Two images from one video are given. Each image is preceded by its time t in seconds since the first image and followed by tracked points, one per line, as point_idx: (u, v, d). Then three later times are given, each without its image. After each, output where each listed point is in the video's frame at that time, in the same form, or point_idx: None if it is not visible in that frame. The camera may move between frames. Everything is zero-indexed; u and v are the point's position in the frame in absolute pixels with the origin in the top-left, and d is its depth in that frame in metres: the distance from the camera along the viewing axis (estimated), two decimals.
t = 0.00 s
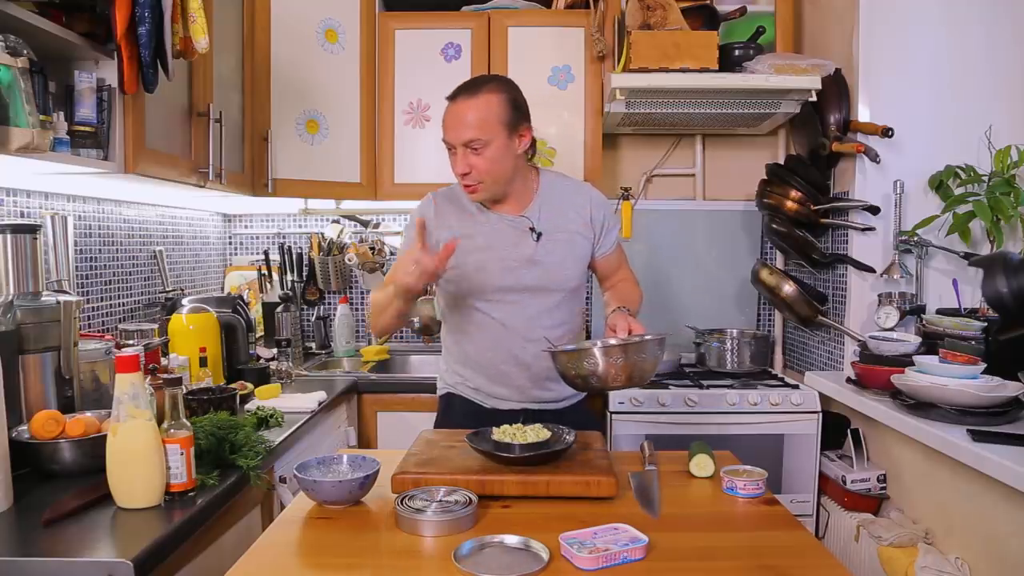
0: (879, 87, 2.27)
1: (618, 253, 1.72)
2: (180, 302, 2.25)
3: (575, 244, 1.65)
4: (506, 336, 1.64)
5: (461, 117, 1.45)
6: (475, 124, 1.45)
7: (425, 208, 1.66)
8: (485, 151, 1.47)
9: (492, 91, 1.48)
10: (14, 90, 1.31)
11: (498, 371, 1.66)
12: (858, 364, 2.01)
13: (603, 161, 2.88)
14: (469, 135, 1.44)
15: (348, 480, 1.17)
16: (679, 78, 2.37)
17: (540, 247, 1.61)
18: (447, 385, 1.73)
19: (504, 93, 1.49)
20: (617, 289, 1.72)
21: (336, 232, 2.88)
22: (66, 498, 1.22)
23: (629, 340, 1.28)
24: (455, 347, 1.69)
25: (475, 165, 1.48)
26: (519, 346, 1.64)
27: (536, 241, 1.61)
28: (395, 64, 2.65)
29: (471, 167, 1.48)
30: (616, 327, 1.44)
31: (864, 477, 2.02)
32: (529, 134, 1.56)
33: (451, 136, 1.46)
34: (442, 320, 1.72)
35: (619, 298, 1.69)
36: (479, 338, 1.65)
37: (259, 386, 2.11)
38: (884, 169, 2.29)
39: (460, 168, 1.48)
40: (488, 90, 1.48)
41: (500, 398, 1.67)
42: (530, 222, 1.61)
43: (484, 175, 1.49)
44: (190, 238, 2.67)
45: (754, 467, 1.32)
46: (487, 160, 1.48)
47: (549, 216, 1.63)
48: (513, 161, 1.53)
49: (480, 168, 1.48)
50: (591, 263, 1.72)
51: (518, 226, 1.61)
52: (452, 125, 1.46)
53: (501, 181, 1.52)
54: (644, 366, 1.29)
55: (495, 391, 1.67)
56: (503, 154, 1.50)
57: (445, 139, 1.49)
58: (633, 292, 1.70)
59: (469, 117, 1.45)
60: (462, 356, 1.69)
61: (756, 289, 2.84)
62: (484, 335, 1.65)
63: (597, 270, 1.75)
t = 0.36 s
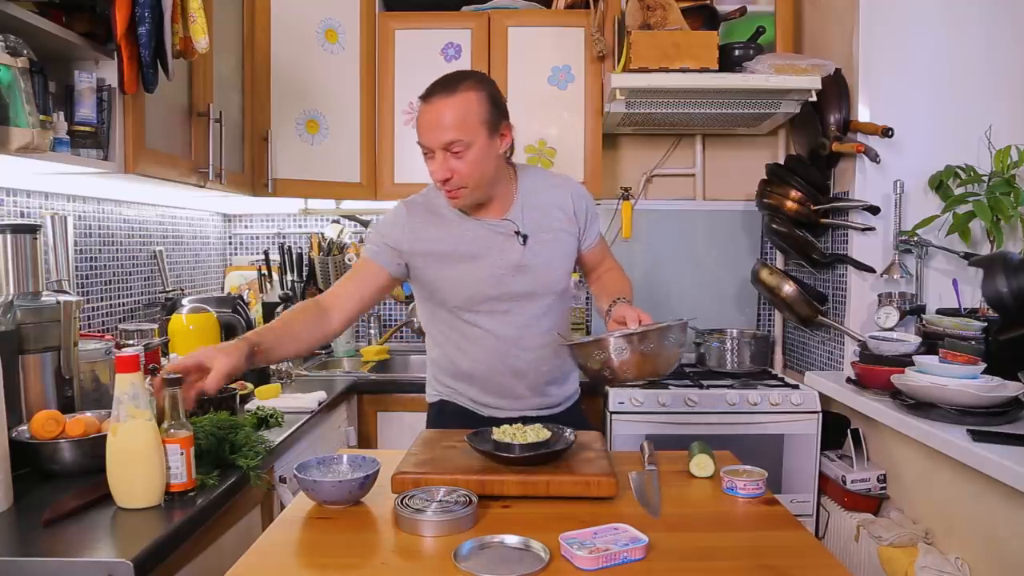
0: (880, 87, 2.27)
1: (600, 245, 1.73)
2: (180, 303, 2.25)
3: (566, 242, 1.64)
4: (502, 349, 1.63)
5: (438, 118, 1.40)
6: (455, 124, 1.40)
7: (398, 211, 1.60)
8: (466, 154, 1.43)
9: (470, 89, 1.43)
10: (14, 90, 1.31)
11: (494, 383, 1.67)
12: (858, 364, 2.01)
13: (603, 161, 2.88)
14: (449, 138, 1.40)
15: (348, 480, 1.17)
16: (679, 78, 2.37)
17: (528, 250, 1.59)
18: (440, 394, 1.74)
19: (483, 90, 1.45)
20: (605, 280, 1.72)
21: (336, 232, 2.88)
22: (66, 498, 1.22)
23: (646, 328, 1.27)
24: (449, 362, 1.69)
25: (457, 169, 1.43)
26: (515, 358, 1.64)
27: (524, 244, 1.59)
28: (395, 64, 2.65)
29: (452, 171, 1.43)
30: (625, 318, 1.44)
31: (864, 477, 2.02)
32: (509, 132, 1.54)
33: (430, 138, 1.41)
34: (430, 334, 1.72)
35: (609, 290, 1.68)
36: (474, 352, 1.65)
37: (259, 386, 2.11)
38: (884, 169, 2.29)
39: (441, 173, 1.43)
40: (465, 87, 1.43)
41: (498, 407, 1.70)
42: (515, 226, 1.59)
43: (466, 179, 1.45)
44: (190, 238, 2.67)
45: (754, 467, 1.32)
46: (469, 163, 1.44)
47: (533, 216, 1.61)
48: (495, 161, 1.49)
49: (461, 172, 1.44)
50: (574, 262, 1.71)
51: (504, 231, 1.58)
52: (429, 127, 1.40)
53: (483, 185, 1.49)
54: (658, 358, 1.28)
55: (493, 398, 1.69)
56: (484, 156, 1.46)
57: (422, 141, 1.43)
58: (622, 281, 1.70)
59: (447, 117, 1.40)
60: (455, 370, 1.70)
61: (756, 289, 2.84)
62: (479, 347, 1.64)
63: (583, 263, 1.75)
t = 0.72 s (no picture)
0: (879, 87, 2.27)
1: (592, 241, 1.72)
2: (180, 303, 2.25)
3: (563, 243, 1.65)
4: (499, 357, 1.63)
5: (428, 127, 1.37)
6: (447, 133, 1.38)
7: (389, 217, 1.58)
8: (461, 162, 1.41)
9: (462, 93, 1.41)
10: (14, 90, 1.31)
11: (491, 391, 1.67)
12: (858, 364, 2.01)
13: (603, 161, 2.88)
14: (442, 147, 1.37)
15: (348, 480, 1.17)
16: (679, 78, 2.37)
17: (524, 256, 1.58)
18: (435, 400, 1.74)
19: (474, 93, 1.43)
20: (599, 278, 1.73)
21: (336, 232, 2.88)
22: (66, 498, 1.22)
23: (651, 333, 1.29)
24: (446, 370, 1.69)
25: (451, 178, 1.42)
26: (513, 366, 1.64)
27: (519, 249, 1.58)
28: (395, 64, 2.65)
29: (446, 181, 1.42)
30: (627, 320, 1.45)
31: (864, 477, 2.02)
32: (502, 138, 1.52)
33: (422, 146, 1.39)
34: (423, 341, 1.70)
35: (604, 290, 1.70)
36: (471, 360, 1.65)
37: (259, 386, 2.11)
38: (884, 169, 2.29)
39: (435, 182, 1.41)
40: (455, 92, 1.41)
41: (494, 412, 1.70)
42: (510, 231, 1.58)
43: (462, 186, 1.43)
44: (190, 238, 2.67)
45: (753, 467, 1.32)
46: (463, 171, 1.42)
47: (528, 219, 1.61)
48: (488, 168, 1.48)
49: (456, 181, 1.42)
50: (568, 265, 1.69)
51: (499, 237, 1.58)
52: (421, 134, 1.38)
53: (477, 192, 1.47)
54: (665, 364, 1.27)
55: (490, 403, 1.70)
56: (478, 163, 1.44)
57: (413, 151, 1.41)
58: (614, 277, 1.72)
59: (438, 125, 1.37)
60: (450, 378, 1.69)
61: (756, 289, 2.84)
62: (477, 356, 1.64)
63: (574, 262, 1.74)
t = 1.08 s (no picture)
0: (879, 87, 2.27)
1: (601, 242, 1.73)
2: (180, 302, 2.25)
3: (565, 243, 1.64)
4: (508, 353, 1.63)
5: (460, 119, 1.39)
6: (480, 125, 1.39)
7: (404, 218, 1.59)
8: (491, 153, 1.43)
9: (491, 87, 1.43)
10: (14, 90, 1.31)
11: (505, 385, 1.67)
12: (858, 364, 2.01)
13: (603, 161, 2.88)
14: (475, 138, 1.39)
15: (348, 480, 1.17)
16: (679, 78, 2.37)
17: (534, 252, 1.59)
18: (451, 397, 1.73)
19: (501, 88, 1.45)
20: (609, 279, 1.72)
21: (336, 232, 2.88)
22: (66, 498, 1.22)
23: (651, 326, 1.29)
24: (460, 364, 1.69)
25: (482, 169, 1.43)
26: (525, 359, 1.64)
27: (530, 245, 1.59)
28: (396, 64, 2.65)
29: (477, 172, 1.43)
30: (631, 315, 1.44)
31: (864, 477, 2.02)
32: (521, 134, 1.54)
33: (453, 138, 1.40)
34: (438, 338, 1.71)
35: (615, 289, 1.69)
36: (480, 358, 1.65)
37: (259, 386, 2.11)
38: (884, 169, 2.29)
39: (466, 173, 1.42)
40: (484, 86, 1.42)
41: (509, 409, 1.69)
42: (521, 227, 1.59)
43: (491, 178, 1.45)
44: (190, 238, 2.67)
45: (753, 467, 1.32)
46: (493, 163, 1.44)
47: (537, 217, 1.62)
48: (511, 162, 1.50)
49: (485, 172, 1.44)
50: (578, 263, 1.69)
51: (511, 233, 1.58)
52: (453, 126, 1.39)
53: (502, 185, 1.49)
54: (661, 355, 1.28)
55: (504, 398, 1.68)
56: (504, 155, 1.46)
57: (443, 142, 1.42)
58: (625, 278, 1.72)
59: (471, 116, 1.38)
60: (463, 373, 1.69)
61: (756, 289, 2.84)
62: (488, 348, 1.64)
63: (585, 263, 1.75)
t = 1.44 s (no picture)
0: (880, 87, 2.27)
1: (610, 243, 1.73)
2: (180, 302, 2.25)
3: (565, 241, 1.64)
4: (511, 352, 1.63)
5: (495, 101, 1.49)
6: (511, 106, 1.50)
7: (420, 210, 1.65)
8: (523, 137, 1.52)
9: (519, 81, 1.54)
10: (14, 90, 1.31)
11: (519, 376, 1.65)
12: (858, 364, 2.01)
13: (603, 161, 2.88)
14: (509, 118, 1.49)
15: (348, 480, 1.17)
16: (679, 78, 2.37)
17: (543, 241, 1.61)
18: (466, 395, 1.71)
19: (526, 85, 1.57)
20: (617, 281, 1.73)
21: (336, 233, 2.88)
22: (66, 499, 1.22)
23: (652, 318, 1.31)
24: (470, 356, 1.68)
25: (516, 149, 1.51)
26: (536, 346, 1.64)
27: (539, 233, 1.61)
28: (395, 64, 2.65)
29: (512, 151, 1.50)
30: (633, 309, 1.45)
31: (864, 477, 2.02)
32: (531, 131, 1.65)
33: (490, 119, 1.49)
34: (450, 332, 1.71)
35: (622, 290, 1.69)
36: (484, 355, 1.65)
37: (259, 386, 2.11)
38: (884, 169, 2.29)
39: (502, 151, 1.49)
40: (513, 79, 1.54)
41: (526, 400, 1.67)
42: (531, 217, 1.62)
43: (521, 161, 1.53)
44: (190, 238, 2.67)
45: (754, 467, 1.31)
46: (524, 144, 1.52)
47: (547, 210, 1.65)
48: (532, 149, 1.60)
49: (519, 152, 1.51)
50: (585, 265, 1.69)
51: (520, 222, 1.61)
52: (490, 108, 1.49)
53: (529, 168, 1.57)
54: (659, 352, 1.27)
55: (516, 391, 1.67)
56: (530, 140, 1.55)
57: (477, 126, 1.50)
58: (633, 280, 1.72)
59: (507, 101, 1.49)
60: (477, 365, 1.67)
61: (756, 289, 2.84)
62: (498, 336, 1.64)
63: (594, 264, 1.76)
